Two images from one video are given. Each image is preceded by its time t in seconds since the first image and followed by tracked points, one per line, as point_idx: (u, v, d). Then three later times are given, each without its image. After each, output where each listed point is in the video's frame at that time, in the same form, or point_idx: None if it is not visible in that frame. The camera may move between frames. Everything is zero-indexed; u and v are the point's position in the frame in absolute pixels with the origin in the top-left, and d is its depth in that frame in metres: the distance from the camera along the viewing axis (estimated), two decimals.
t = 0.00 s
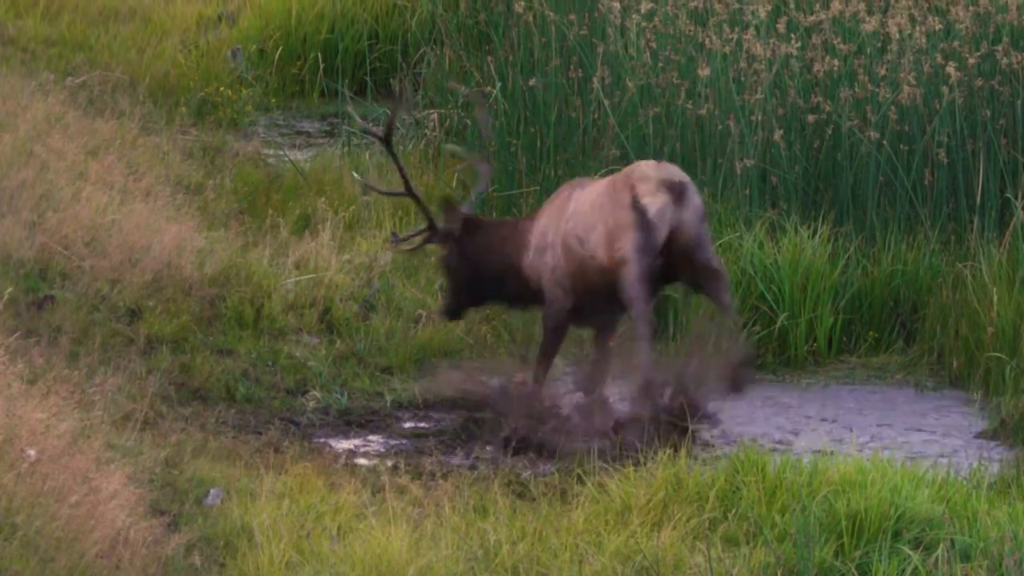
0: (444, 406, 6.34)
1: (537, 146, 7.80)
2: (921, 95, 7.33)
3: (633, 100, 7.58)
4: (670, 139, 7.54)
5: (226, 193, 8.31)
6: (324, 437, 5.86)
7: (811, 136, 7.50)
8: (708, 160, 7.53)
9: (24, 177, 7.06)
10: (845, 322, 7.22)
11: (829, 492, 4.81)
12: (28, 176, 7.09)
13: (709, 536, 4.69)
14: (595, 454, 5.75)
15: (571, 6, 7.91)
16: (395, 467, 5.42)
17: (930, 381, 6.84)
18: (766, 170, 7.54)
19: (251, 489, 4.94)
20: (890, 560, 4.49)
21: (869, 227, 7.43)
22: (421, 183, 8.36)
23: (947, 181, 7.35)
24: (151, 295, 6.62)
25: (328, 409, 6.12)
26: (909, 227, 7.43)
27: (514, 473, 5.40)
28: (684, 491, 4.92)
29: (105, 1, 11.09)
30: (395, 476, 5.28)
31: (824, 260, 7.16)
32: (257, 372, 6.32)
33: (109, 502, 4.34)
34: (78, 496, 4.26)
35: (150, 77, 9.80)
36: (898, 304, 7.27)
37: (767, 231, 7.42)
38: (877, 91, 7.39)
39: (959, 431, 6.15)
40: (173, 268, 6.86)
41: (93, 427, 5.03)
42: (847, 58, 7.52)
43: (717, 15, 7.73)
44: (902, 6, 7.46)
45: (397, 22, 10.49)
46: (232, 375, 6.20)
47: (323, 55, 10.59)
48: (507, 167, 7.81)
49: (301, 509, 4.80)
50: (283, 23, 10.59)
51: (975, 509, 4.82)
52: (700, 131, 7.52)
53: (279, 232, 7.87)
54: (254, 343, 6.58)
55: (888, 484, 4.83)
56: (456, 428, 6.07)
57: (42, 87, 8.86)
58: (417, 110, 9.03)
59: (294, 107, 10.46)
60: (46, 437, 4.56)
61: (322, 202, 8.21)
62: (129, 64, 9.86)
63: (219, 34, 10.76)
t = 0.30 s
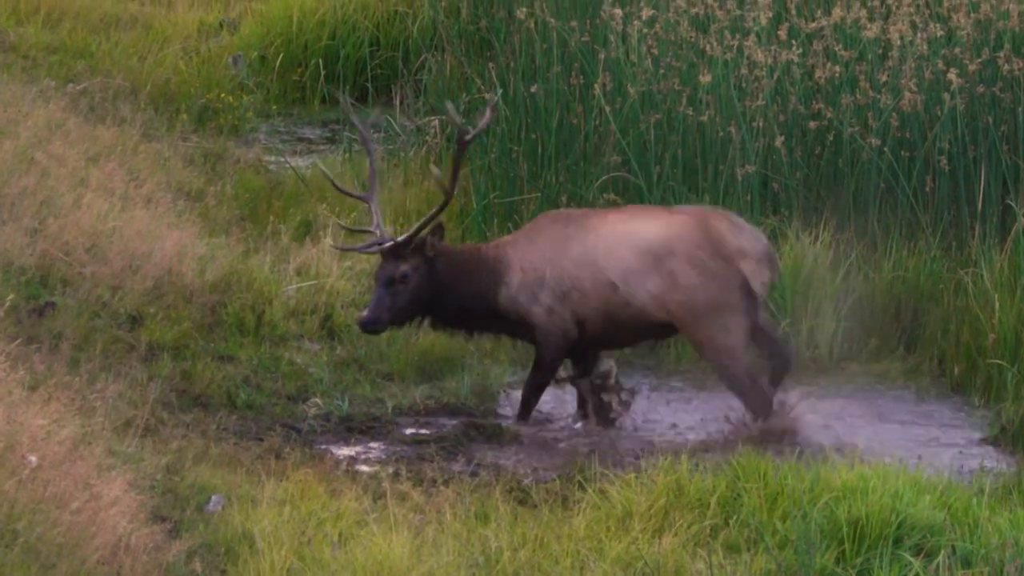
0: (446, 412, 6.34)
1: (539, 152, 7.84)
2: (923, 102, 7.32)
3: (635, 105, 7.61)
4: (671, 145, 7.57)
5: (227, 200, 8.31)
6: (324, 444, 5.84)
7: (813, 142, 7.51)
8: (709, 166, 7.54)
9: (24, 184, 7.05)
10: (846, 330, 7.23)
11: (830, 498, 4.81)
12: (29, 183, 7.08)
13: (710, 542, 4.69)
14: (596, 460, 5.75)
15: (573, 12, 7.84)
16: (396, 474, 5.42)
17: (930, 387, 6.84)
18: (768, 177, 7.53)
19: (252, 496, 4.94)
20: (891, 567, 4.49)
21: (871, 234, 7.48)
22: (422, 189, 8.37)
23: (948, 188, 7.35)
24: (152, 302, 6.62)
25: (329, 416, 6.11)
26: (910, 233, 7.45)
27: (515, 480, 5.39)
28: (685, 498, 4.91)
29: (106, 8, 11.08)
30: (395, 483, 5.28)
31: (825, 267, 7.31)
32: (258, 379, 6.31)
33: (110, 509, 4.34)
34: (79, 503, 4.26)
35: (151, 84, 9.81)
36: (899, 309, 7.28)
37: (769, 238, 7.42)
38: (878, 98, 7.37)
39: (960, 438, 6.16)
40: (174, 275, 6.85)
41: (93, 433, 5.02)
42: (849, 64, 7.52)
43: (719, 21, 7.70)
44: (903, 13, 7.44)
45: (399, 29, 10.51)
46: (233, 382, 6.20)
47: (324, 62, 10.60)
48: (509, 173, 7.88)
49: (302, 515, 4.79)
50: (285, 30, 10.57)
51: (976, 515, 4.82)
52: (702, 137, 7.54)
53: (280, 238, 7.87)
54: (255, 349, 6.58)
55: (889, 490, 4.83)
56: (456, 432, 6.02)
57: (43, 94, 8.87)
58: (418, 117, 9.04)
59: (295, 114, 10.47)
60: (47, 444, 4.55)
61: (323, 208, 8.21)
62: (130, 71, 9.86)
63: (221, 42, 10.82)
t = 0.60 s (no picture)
0: (449, 425, 6.35)
1: (541, 165, 7.79)
2: (926, 115, 7.35)
3: (638, 118, 7.63)
4: (674, 158, 7.58)
5: (230, 213, 8.31)
6: (327, 457, 5.84)
7: (815, 155, 7.50)
8: (712, 179, 7.57)
9: (28, 197, 7.06)
10: (850, 343, 7.17)
11: (833, 512, 4.80)
12: (32, 196, 7.09)
13: (713, 555, 4.69)
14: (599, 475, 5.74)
15: (575, 25, 7.94)
16: (399, 487, 5.42)
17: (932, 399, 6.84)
18: (770, 191, 7.54)
19: (254, 508, 4.94)
20: None
21: (873, 246, 7.43)
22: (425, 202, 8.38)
23: (950, 200, 7.36)
24: (155, 315, 6.62)
25: (332, 429, 6.11)
26: (913, 246, 7.44)
27: (518, 493, 5.39)
28: (688, 511, 4.90)
29: (109, 21, 11.10)
30: (398, 496, 5.27)
31: (828, 280, 7.19)
32: (260, 392, 6.30)
33: (113, 522, 4.34)
34: (82, 515, 4.26)
35: (153, 97, 9.81)
36: (903, 323, 7.21)
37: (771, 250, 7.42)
38: (881, 111, 7.39)
39: (959, 452, 6.18)
40: (176, 287, 6.86)
41: (96, 446, 5.02)
42: (851, 77, 7.54)
43: (722, 34, 7.73)
44: (907, 25, 7.46)
45: (401, 42, 10.57)
46: (236, 396, 6.19)
47: (326, 75, 10.63)
48: (511, 186, 7.84)
49: (305, 528, 4.79)
50: (287, 43, 10.66)
51: (979, 528, 4.82)
52: (704, 150, 7.57)
53: (282, 251, 7.87)
54: (258, 362, 6.58)
55: (892, 503, 4.82)
56: (459, 445, 6.02)
57: (45, 107, 8.87)
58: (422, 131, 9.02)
59: (297, 127, 10.44)
60: (50, 457, 4.55)
61: (326, 221, 8.21)
62: (133, 84, 9.87)
63: (224, 54, 10.81)
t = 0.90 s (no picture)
0: (451, 442, 6.36)
1: (542, 181, 7.87)
2: (927, 131, 7.35)
3: (639, 135, 7.65)
4: (675, 174, 7.59)
5: (231, 229, 8.31)
6: (329, 473, 5.84)
7: (817, 171, 7.50)
8: (714, 196, 7.57)
9: (29, 213, 7.06)
10: (852, 358, 7.20)
11: (834, 527, 4.80)
12: (34, 212, 7.09)
13: (714, 571, 4.69)
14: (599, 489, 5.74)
15: (577, 41, 7.95)
16: (400, 503, 5.41)
17: (933, 416, 6.84)
18: (772, 207, 7.55)
19: (255, 524, 4.93)
20: None
21: (874, 262, 7.44)
22: (427, 218, 8.39)
23: (951, 217, 7.35)
24: (156, 331, 6.62)
25: (333, 445, 6.10)
26: (914, 262, 7.44)
27: (520, 509, 5.39)
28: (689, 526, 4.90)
29: (111, 36, 11.11)
30: (400, 512, 5.27)
31: (829, 295, 7.18)
32: (262, 408, 6.29)
33: (114, 538, 4.34)
34: (83, 531, 4.27)
35: (155, 112, 9.82)
36: (904, 338, 7.24)
37: (772, 267, 7.44)
38: (882, 126, 7.38)
39: (961, 468, 6.17)
40: (178, 303, 6.86)
41: (98, 461, 5.01)
42: (852, 93, 7.52)
43: (722, 50, 7.71)
44: (908, 41, 7.45)
45: (402, 58, 10.57)
46: (238, 412, 6.19)
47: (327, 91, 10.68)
48: (513, 202, 7.94)
49: (306, 544, 4.78)
50: (289, 59, 10.71)
51: (980, 545, 4.81)
52: (705, 166, 7.57)
53: (284, 267, 7.87)
54: (259, 379, 6.56)
55: (893, 519, 4.82)
56: (461, 462, 6.03)
57: (47, 122, 8.88)
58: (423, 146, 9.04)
59: (299, 142, 10.46)
60: (51, 472, 4.54)
61: (327, 237, 8.21)
62: (134, 99, 9.87)
63: (225, 70, 10.74)
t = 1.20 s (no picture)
0: (450, 454, 6.35)
1: (543, 195, 7.94)
2: (927, 145, 7.36)
3: (640, 149, 7.66)
4: (675, 188, 7.60)
5: (232, 243, 8.31)
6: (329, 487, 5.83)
7: (817, 184, 7.51)
8: (714, 210, 7.58)
9: (29, 226, 7.06)
10: (852, 371, 7.20)
11: (835, 541, 4.82)
12: (34, 226, 7.09)
13: None
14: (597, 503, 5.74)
15: (577, 54, 7.97)
16: (401, 516, 5.40)
17: (934, 429, 6.84)
18: (772, 220, 7.54)
19: (256, 538, 4.92)
20: None
21: (875, 275, 7.44)
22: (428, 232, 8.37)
23: (952, 230, 7.34)
24: (156, 344, 6.61)
25: (334, 459, 6.10)
26: (915, 275, 7.43)
27: (519, 523, 5.37)
28: (690, 540, 4.89)
29: (112, 50, 11.11)
30: (400, 526, 5.25)
31: (829, 309, 7.18)
32: (263, 421, 6.28)
33: (115, 552, 4.34)
34: (84, 545, 4.27)
35: (155, 126, 9.82)
36: (905, 351, 7.25)
37: (773, 280, 7.43)
38: (882, 140, 7.39)
39: (962, 482, 6.17)
40: (178, 316, 6.85)
41: (98, 475, 5.00)
42: (853, 107, 7.52)
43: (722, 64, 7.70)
44: (908, 55, 7.45)
45: (402, 72, 10.56)
46: (238, 425, 6.18)
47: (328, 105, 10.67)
48: (513, 217, 8.00)
49: (307, 558, 4.77)
50: (289, 73, 10.74)
51: (981, 558, 4.83)
52: (706, 179, 7.58)
53: (285, 281, 7.86)
54: (260, 393, 6.55)
55: (894, 532, 4.84)
56: (461, 475, 6.02)
57: (47, 136, 8.88)
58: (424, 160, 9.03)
59: (300, 156, 10.46)
60: (52, 486, 4.53)
61: (328, 251, 8.21)
62: (135, 113, 9.88)
63: (225, 84, 10.82)
